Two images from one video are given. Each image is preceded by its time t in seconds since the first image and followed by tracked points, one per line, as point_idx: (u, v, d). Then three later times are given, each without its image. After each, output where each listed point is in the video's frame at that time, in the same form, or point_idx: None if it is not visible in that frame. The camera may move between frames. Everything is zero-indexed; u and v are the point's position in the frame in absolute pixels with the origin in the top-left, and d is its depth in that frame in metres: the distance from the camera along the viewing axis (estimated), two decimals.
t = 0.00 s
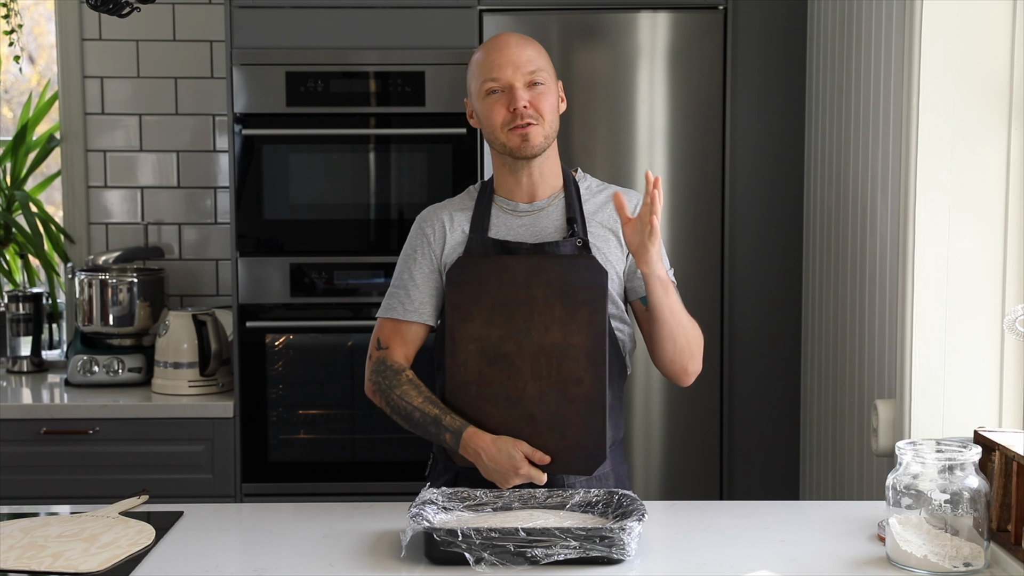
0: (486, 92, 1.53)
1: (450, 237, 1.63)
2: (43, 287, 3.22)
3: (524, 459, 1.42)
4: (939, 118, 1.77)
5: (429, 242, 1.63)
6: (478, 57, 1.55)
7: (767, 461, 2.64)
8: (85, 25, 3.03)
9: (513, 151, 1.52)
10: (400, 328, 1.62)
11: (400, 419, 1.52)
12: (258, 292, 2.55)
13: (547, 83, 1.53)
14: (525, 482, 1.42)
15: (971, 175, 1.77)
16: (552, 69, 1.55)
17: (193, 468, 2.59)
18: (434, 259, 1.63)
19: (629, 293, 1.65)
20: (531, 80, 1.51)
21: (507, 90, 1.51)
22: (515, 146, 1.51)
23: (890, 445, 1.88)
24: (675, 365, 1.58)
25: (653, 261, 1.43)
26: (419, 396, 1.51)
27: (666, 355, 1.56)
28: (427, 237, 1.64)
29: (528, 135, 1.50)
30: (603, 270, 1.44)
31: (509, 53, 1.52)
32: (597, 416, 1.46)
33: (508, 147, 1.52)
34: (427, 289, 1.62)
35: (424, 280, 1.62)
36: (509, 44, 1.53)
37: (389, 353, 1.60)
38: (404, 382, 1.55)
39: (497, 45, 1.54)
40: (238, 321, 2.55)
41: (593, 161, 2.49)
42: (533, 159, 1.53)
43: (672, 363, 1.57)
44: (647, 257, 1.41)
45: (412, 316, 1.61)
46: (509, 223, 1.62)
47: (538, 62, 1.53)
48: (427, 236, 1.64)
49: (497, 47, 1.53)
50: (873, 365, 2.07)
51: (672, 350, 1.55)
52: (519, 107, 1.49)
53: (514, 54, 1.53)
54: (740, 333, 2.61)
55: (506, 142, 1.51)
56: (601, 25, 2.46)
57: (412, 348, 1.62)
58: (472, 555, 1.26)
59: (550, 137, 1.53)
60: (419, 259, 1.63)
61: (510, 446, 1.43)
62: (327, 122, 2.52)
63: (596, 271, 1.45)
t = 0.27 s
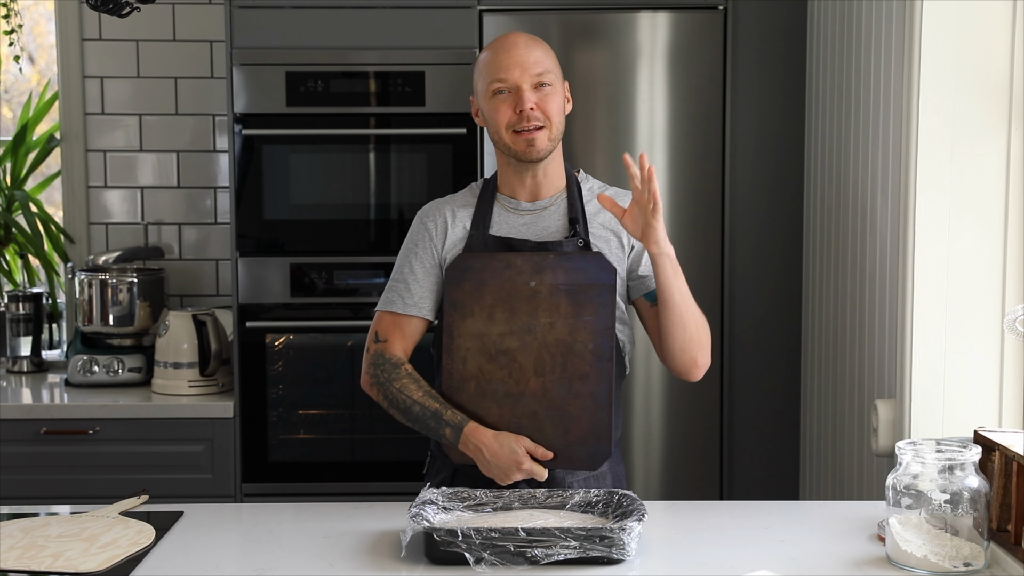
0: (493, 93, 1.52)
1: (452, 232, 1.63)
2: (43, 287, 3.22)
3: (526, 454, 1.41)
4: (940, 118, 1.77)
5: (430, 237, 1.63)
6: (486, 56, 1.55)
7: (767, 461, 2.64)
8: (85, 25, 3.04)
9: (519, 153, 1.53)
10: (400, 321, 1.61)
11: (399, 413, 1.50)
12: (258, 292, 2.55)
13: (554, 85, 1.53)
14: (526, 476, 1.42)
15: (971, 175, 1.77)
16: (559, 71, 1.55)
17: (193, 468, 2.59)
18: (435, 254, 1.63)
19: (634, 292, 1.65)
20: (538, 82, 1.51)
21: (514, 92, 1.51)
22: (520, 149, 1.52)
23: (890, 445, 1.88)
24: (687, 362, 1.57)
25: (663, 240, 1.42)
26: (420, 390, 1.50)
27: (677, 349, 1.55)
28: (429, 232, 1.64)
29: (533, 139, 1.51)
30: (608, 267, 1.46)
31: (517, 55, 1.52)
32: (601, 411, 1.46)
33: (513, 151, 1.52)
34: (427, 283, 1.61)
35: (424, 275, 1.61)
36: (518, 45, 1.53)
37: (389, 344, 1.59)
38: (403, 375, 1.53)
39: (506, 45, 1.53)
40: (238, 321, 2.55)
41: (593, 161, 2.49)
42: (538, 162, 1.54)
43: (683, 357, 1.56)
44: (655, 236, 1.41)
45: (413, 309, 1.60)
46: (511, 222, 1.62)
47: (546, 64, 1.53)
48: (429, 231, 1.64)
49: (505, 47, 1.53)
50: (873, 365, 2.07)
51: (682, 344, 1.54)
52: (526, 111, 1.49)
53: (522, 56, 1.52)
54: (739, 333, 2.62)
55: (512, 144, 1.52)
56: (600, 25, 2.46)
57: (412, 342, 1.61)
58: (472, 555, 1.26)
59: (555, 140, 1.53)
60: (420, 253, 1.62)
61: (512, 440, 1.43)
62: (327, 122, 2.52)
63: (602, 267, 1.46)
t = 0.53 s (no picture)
0: (479, 107, 1.52)
1: (452, 235, 1.63)
2: (43, 287, 3.22)
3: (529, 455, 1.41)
4: (940, 118, 1.77)
5: (430, 241, 1.63)
6: (468, 70, 1.55)
7: (767, 461, 2.64)
8: (85, 25, 3.03)
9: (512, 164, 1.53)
10: (401, 325, 1.62)
11: (402, 417, 1.50)
12: (258, 292, 2.55)
13: (540, 91, 1.53)
14: (527, 477, 1.41)
15: (971, 175, 1.77)
16: (544, 75, 1.54)
17: (193, 468, 2.59)
18: (435, 258, 1.63)
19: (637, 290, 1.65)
20: (524, 91, 1.51)
21: (500, 104, 1.51)
22: (513, 160, 1.52)
23: (890, 445, 1.88)
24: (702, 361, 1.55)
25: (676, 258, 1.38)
26: (421, 393, 1.49)
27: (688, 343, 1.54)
28: (429, 236, 1.64)
29: (525, 149, 1.51)
30: (608, 267, 1.46)
31: (500, 67, 1.51)
32: (602, 410, 1.46)
33: (506, 162, 1.53)
34: (427, 287, 1.62)
35: (425, 278, 1.61)
36: (499, 56, 1.52)
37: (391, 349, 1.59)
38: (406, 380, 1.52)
39: (487, 57, 1.52)
40: (238, 321, 2.55)
41: (593, 161, 2.49)
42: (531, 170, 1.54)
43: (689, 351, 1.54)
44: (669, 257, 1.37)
45: (413, 313, 1.61)
46: (510, 224, 1.62)
47: (529, 71, 1.52)
48: (429, 234, 1.64)
49: (487, 60, 1.52)
50: (873, 365, 2.07)
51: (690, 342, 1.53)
52: (514, 123, 1.49)
53: (504, 66, 1.52)
54: (739, 332, 2.62)
55: (504, 157, 1.52)
56: (600, 25, 2.46)
57: (413, 346, 1.62)
58: (472, 555, 1.26)
59: (547, 146, 1.53)
60: (421, 257, 1.62)
61: (513, 441, 1.42)
62: (326, 122, 2.52)
63: (601, 267, 1.46)
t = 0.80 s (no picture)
0: (475, 97, 1.53)
1: (448, 236, 1.63)
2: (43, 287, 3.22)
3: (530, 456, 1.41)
4: (940, 118, 1.77)
5: (427, 243, 1.64)
6: (466, 62, 1.56)
7: (767, 461, 2.64)
8: (85, 25, 3.03)
9: (506, 156, 1.53)
10: (401, 330, 1.61)
11: (403, 420, 1.50)
12: (258, 292, 2.55)
13: (536, 85, 1.53)
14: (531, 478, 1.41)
15: (972, 175, 1.77)
16: (541, 70, 1.55)
17: (193, 468, 2.59)
18: (433, 259, 1.63)
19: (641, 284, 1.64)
20: (519, 83, 1.51)
21: (495, 95, 1.52)
22: (506, 150, 1.52)
23: (890, 445, 1.88)
24: (715, 342, 1.54)
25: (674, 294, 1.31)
26: (422, 396, 1.50)
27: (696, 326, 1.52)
28: (426, 238, 1.64)
29: (518, 139, 1.51)
30: (603, 265, 1.44)
31: (496, 58, 1.52)
32: (603, 408, 1.46)
33: (500, 152, 1.53)
34: (426, 290, 1.62)
35: (423, 280, 1.62)
36: (496, 48, 1.54)
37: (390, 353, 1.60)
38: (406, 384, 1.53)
39: (484, 49, 1.54)
40: (238, 321, 2.55)
41: (593, 161, 2.49)
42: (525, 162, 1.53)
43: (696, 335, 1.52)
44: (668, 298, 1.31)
45: (413, 316, 1.61)
46: (506, 223, 1.62)
47: (526, 64, 1.53)
48: (425, 236, 1.64)
49: (483, 51, 1.54)
50: (873, 365, 2.07)
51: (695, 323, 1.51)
52: (508, 112, 1.49)
53: (501, 58, 1.53)
54: (739, 332, 2.62)
55: (498, 148, 1.52)
56: (600, 25, 2.46)
57: (414, 349, 1.62)
58: (472, 555, 1.26)
59: (541, 139, 1.53)
60: (419, 259, 1.63)
61: (514, 442, 1.43)
62: (326, 122, 2.52)
63: (592, 265, 1.44)
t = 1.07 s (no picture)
0: (482, 93, 1.53)
1: (449, 235, 1.63)
2: (43, 286, 3.22)
3: (529, 456, 1.42)
4: (940, 118, 1.77)
5: (428, 242, 1.64)
6: (473, 60, 1.56)
7: (766, 461, 2.64)
8: (85, 25, 3.03)
9: (511, 152, 1.52)
10: (400, 328, 1.62)
11: (402, 418, 1.50)
12: (258, 292, 2.55)
13: (543, 83, 1.53)
14: (530, 478, 1.42)
15: (972, 175, 1.77)
16: (547, 70, 1.56)
17: (193, 468, 2.59)
18: (433, 258, 1.63)
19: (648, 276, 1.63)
20: (527, 80, 1.52)
21: (503, 91, 1.52)
22: (512, 146, 1.51)
23: (890, 446, 1.88)
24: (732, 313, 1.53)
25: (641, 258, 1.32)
26: (421, 395, 1.50)
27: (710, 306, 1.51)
28: (426, 237, 1.64)
29: (525, 134, 1.50)
30: (606, 267, 1.45)
31: (505, 55, 1.53)
32: (603, 408, 1.46)
33: (505, 148, 1.51)
34: (426, 288, 1.62)
35: (423, 279, 1.62)
36: (505, 46, 1.54)
37: (389, 352, 1.59)
38: (406, 384, 1.53)
39: (493, 46, 1.54)
40: (238, 321, 2.55)
41: (593, 161, 2.49)
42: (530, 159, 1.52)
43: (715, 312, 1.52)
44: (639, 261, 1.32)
45: (412, 314, 1.61)
46: (507, 223, 1.62)
47: (533, 63, 1.54)
48: (426, 235, 1.64)
49: (492, 48, 1.54)
50: (873, 365, 2.07)
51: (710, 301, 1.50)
52: (516, 106, 1.49)
53: (509, 55, 1.53)
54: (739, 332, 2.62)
55: (504, 143, 1.51)
56: (600, 25, 2.46)
57: (412, 347, 1.62)
58: (472, 555, 1.26)
59: (547, 137, 1.52)
60: (419, 258, 1.63)
61: (514, 441, 1.43)
62: (326, 122, 2.52)
63: (601, 267, 1.45)
